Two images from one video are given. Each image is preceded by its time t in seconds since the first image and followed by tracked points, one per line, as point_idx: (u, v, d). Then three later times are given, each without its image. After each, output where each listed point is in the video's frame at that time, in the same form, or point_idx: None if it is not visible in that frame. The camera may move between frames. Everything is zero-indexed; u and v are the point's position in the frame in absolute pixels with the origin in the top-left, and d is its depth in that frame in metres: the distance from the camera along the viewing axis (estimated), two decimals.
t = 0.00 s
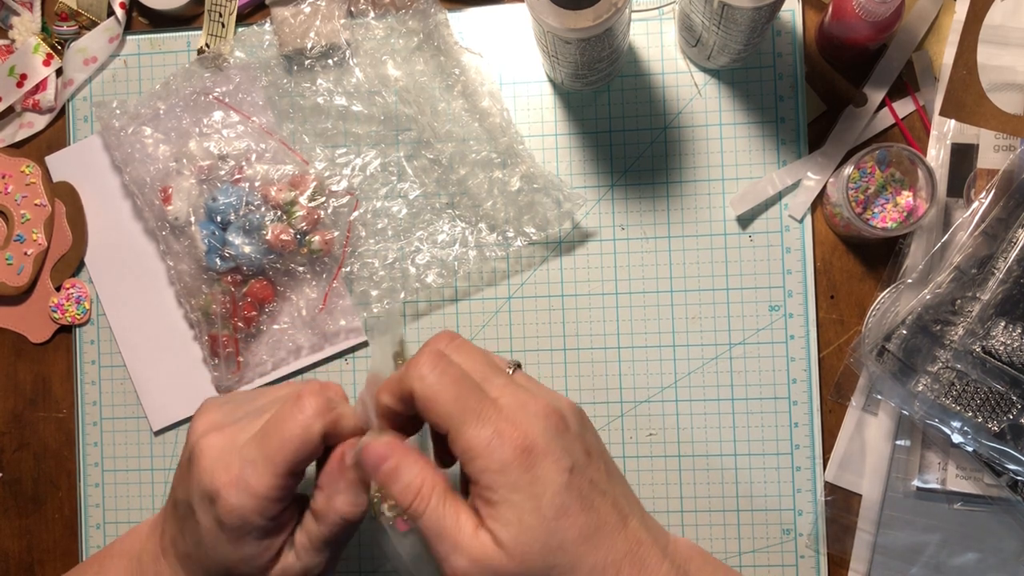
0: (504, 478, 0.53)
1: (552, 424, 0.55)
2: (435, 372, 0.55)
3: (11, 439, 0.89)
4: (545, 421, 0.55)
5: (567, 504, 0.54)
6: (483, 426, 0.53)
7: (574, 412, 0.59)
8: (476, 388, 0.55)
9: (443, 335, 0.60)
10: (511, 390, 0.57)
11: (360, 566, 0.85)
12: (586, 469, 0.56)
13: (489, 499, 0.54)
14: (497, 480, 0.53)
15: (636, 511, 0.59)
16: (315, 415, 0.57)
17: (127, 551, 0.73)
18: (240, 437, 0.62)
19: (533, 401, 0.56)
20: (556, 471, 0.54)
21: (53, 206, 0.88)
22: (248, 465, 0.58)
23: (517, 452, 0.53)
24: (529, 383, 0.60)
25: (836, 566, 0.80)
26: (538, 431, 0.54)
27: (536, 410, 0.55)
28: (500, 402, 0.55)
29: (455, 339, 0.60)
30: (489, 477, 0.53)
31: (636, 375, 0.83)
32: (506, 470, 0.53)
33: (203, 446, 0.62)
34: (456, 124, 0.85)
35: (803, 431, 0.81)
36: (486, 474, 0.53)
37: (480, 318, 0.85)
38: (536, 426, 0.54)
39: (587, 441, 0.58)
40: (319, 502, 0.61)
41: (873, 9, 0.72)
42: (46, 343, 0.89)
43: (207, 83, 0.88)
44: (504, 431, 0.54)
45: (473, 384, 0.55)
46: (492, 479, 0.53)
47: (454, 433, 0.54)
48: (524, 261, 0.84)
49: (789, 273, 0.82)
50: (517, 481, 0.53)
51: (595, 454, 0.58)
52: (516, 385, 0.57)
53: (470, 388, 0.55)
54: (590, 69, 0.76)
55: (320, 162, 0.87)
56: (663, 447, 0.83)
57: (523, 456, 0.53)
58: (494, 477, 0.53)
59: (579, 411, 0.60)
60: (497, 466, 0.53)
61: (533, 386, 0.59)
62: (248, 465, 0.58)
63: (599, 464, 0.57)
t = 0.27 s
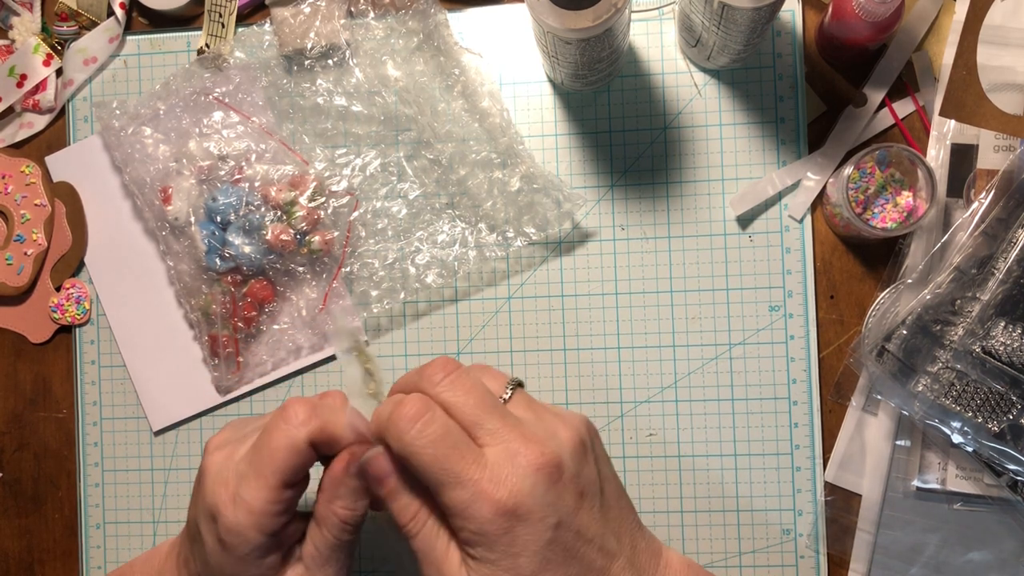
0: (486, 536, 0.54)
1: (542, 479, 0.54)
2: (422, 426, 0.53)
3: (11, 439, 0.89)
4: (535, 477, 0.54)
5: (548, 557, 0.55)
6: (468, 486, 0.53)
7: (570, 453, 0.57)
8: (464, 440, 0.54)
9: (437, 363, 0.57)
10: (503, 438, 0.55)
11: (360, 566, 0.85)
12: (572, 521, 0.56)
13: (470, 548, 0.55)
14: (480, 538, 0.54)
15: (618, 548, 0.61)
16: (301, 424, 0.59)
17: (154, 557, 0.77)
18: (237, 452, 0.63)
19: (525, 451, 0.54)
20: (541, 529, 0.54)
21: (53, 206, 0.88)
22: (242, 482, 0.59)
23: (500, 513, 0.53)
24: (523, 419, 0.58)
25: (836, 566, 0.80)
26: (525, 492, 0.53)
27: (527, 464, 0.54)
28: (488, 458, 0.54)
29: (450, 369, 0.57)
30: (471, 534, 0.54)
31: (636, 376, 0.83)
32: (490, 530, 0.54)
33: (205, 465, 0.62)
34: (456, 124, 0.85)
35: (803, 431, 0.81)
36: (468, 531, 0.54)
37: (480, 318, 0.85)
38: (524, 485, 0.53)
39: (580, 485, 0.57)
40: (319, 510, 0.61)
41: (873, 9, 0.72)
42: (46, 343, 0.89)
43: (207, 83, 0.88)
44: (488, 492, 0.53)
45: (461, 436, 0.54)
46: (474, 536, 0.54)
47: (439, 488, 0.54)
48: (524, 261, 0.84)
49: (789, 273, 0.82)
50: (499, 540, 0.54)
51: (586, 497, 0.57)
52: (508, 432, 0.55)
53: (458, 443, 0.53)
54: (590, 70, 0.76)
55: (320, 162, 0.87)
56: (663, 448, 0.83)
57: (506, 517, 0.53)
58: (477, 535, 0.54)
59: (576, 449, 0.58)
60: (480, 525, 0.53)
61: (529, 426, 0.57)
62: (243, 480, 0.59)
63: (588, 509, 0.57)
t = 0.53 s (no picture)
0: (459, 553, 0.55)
1: (518, 501, 0.54)
2: (408, 435, 0.53)
3: (11, 439, 0.90)
4: (512, 499, 0.54)
5: None
6: (443, 501, 0.53)
7: (559, 475, 0.56)
8: (447, 454, 0.54)
9: (430, 375, 0.58)
10: (487, 456, 0.55)
11: (360, 565, 0.85)
12: (550, 544, 0.56)
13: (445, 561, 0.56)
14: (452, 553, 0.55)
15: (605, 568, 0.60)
16: (309, 415, 0.59)
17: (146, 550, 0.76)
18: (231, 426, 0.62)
19: (506, 472, 0.54)
20: (513, 550, 0.55)
21: (53, 206, 0.88)
22: (231, 452, 0.58)
23: (473, 532, 0.54)
24: (517, 433, 0.57)
25: (836, 566, 0.80)
26: (498, 514, 0.53)
27: (506, 486, 0.54)
28: (466, 475, 0.54)
29: (441, 382, 0.57)
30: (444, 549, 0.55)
31: (636, 376, 0.83)
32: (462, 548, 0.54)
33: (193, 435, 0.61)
34: (456, 124, 0.85)
35: (803, 431, 0.81)
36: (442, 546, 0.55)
37: (480, 318, 0.85)
38: (499, 507, 0.54)
39: (563, 507, 0.56)
40: (327, 503, 0.58)
41: (873, 9, 0.72)
42: (46, 343, 0.89)
43: (207, 83, 0.88)
44: (462, 511, 0.53)
45: (445, 449, 0.54)
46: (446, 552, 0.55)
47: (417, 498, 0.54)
48: (524, 261, 0.84)
49: (789, 273, 0.82)
50: (470, 555, 0.54)
51: (571, 518, 0.57)
52: (490, 452, 0.55)
53: (439, 457, 0.54)
54: (590, 70, 0.76)
55: (320, 162, 0.87)
56: (663, 447, 0.83)
57: (479, 537, 0.54)
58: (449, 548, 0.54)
59: (567, 470, 0.56)
60: (452, 540, 0.54)
61: (516, 443, 0.56)
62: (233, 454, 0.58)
63: (571, 530, 0.57)
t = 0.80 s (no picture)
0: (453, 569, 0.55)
1: (515, 525, 0.53)
2: (410, 446, 0.54)
3: (11, 439, 0.89)
4: (509, 523, 0.53)
5: None
6: (438, 518, 0.53)
7: (560, 502, 0.54)
8: (448, 471, 0.54)
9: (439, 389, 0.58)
10: (487, 477, 0.54)
11: (360, 566, 0.85)
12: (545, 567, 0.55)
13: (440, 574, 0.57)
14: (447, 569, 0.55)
15: None
16: (322, 425, 0.59)
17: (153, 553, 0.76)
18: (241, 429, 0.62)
19: (504, 496, 0.53)
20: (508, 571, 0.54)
21: (53, 206, 0.88)
22: (241, 451, 0.59)
23: (466, 552, 0.53)
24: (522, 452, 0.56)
25: (836, 566, 0.80)
26: (493, 537, 0.53)
27: (502, 510, 0.53)
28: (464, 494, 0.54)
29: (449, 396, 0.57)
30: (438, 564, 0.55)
31: (636, 376, 0.83)
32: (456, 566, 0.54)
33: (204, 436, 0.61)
34: (456, 124, 0.85)
35: (803, 430, 0.81)
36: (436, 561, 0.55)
37: (480, 318, 0.85)
38: (494, 530, 0.53)
39: (562, 532, 0.55)
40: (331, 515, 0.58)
41: (873, 9, 0.72)
42: (46, 343, 0.89)
43: (207, 83, 0.88)
44: (456, 531, 0.53)
45: (446, 466, 0.54)
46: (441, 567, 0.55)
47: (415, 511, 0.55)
48: (524, 261, 0.84)
49: (789, 273, 0.82)
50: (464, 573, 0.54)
51: (570, 542, 0.56)
52: (490, 472, 0.54)
53: (439, 473, 0.54)
54: (590, 69, 0.76)
55: (320, 162, 0.87)
56: (663, 447, 0.83)
57: (473, 557, 0.54)
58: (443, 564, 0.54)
59: (568, 496, 0.55)
60: (445, 557, 0.54)
61: (518, 465, 0.55)
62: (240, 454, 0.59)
63: (570, 553, 0.56)
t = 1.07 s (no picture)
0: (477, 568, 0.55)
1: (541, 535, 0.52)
2: (444, 441, 0.56)
3: (11, 439, 0.90)
4: (533, 532, 0.52)
5: None
6: (462, 516, 0.53)
7: (589, 519, 0.53)
8: (478, 471, 0.55)
9: (488, 389, 0.58)
10: (518, 483, 0.53)
11: (360, 566, 0.85)
12: None
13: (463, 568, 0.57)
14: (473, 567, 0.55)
15: None
16: (327, 408, 0.61)
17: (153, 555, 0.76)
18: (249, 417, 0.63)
19: (530, 503, 0.53)
20: None
21: (53, 206, 0.88)
22: (248, 435, 0.59)
23: (487, 556, 0.53)
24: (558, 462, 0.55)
25: (836, 566, 0.80)
26: (517, 543, 0.52)
27: (525, 518, 0.52)
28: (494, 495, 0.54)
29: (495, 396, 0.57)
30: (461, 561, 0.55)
31: (636, 376, 0.83)
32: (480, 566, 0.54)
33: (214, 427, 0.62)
34: (456, 124, 0.85)
35: (803, 431, 0.81)
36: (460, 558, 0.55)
37: (480, 319, 0.85)
38: (516, 538, 0.52)
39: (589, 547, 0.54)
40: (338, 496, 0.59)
41: (873, 9, 0.72)
42: (46, 343, 0.89)
43: (207, 83, 0.88)
44: (480, 533, 0.52)
45: (477, 465, 0.55)
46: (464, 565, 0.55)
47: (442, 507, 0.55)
48: (524, 261, 0.84)
49: (789, 273, 0.82)
50: None
51: (595, 558, 0.55)
52: (523, 477, 0.53)
53: (468, 471, 0.54)
54: (590, 70, 0.76)
55: (320, 162, 0.87)
56: (662, 447, 0.83)
57: (494, 561, 0.53)
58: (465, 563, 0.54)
59: (602, 512, 0.53)
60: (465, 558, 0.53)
61: (554, 474, 0.54)
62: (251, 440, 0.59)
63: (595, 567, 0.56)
